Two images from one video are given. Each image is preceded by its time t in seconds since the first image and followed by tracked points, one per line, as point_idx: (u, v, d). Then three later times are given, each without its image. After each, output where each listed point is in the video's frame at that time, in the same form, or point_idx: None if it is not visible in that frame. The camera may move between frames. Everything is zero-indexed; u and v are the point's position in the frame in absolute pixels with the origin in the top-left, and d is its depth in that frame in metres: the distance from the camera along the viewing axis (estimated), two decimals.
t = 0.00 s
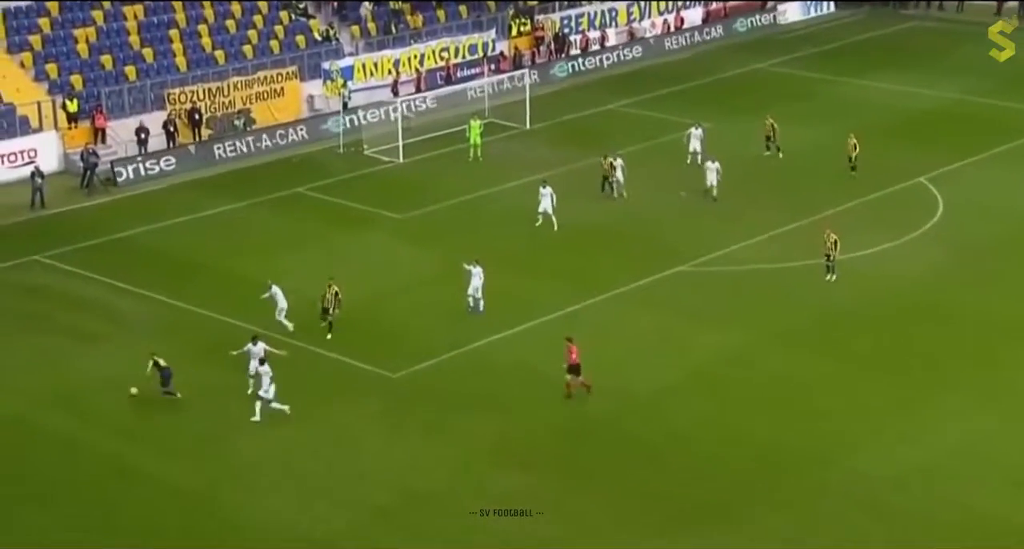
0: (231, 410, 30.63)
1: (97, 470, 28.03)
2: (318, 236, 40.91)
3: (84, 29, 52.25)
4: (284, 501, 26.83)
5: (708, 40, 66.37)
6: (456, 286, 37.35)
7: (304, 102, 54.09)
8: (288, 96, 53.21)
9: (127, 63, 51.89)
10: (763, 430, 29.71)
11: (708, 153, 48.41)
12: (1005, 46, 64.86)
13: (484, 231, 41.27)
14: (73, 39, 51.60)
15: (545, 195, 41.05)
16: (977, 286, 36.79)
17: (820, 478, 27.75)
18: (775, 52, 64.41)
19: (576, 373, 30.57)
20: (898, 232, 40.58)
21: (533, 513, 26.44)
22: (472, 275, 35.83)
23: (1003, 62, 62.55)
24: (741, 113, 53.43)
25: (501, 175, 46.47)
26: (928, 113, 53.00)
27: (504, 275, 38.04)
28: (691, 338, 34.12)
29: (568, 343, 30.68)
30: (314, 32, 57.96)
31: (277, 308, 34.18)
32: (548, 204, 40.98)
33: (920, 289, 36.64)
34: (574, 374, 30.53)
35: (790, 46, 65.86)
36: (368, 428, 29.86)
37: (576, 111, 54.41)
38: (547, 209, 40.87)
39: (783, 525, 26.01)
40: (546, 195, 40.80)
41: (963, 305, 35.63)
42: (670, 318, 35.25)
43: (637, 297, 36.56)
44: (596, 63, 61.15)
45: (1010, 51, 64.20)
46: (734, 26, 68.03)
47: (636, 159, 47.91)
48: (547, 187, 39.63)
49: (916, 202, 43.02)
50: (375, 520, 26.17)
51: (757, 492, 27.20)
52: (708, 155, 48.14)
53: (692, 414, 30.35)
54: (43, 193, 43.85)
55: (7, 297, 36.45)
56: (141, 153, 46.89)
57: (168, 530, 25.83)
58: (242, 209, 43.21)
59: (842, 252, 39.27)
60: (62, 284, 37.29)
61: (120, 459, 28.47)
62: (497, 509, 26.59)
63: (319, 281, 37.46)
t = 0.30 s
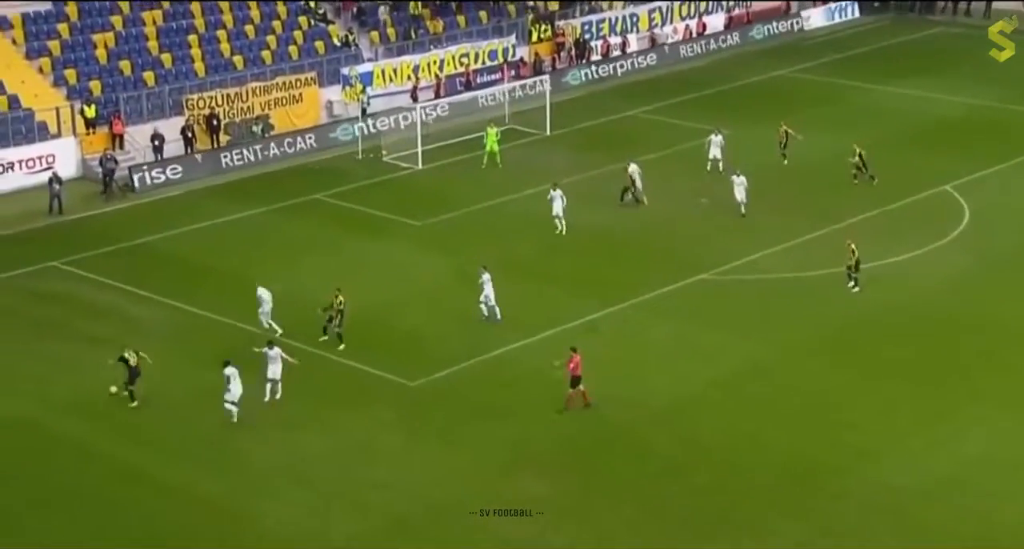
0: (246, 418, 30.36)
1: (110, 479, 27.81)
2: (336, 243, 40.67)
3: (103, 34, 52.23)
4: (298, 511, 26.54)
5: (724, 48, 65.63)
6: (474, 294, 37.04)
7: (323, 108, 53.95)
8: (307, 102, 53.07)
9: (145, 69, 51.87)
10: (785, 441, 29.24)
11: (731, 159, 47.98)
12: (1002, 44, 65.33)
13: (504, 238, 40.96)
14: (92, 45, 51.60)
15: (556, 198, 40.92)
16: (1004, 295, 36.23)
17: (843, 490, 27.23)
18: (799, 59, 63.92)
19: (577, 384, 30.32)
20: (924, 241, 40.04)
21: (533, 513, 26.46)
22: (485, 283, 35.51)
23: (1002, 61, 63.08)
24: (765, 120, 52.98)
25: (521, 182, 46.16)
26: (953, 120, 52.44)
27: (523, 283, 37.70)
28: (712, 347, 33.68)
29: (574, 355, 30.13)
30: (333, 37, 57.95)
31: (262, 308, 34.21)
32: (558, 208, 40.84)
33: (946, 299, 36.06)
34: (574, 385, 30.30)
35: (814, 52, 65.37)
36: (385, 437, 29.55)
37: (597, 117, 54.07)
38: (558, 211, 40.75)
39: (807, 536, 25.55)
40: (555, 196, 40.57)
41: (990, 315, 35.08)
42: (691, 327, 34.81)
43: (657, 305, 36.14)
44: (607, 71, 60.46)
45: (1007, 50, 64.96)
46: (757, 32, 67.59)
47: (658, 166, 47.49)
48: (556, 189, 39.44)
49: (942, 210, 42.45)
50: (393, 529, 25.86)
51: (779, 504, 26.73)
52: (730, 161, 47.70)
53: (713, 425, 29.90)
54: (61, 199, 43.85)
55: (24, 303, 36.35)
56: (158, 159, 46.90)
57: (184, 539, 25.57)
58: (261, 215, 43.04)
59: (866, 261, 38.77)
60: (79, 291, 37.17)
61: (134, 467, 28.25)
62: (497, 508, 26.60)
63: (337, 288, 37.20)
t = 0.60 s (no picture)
0: (264, 422, 30.37)
1: (127, 482, 27.87)
2: (354, 248, 40.70)
3: (123, 39, 52.44)
4: (315, 516, 26.51)
5: (739, 53, 65.28)
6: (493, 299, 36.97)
7: (341, 113, 54.01)
8: (326, 106, 53.15)
9: (165, 73, 52.04)
10: (802, 447, 29.09)
11: (751, 165, 47.79)
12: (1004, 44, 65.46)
13: (523, 244, 40.89)
14: (112, 49, 51.81)
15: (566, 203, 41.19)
16: None
17: (861, 497, 27.07)
18: (820, 64, 63.65)
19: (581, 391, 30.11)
20: (945, 247, 39.79)
21: (533, 513, 26.61)
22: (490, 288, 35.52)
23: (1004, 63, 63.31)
24: (785, 125, 52.76)
25: (540, 187, 46.10)
26: (976, 126, 52.12)
27: (542, 289, 37.60)
28: (729, 353, 33.54)
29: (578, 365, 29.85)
30: (352, 42, 57.81)
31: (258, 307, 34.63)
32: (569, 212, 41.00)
33: (967, 307, 35.79)
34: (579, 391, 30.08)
35: (835, 57, 65.09)
36: (402, 441, 29.52)
37: (616, 122, 53.96)
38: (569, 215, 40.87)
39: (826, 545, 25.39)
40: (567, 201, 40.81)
41: (1012, 323, 34.82)
42: (710, 334, 34.65)
43: (675, 311, 36.01)
44: (622, 76, 60.25)
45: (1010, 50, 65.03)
46: (777, 37, 67.36)
47: (677, 171, 47.38)
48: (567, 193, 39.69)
49: (963, 217, 42.19)
50: (410, 535, 25.83)
51: (797, 511, 26.58)
52: (750, 167, 47.51)
53: (730, 431, 29.76)
54: (81, 203, 44.02)
55: (43, 307, 36.49)
56: (176, 164, 47.08)
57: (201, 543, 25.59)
58: (280, 220, 43.10)
59: (887, 267, 38.55)
60: (98, 294, 37.29)
61: (151, 470, 28.32)
62: (497, 509, 26.74)
63: (356, 294, 37.19)
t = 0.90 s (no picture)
0: (294, 429, 30.44)
1: (159, 488, 27.97)
2: (386, 255, 40.78)
3: (157, 46, 52.76)
4: (347, 524, 26.53)
5: (767, 62, 65.00)
6: (523, 307, 36.95)
7: (373, 120, 54.17)
8: (357, 114, 53.30)
9: (198, 80, 52.35)
10: (836, 459, 28.86)
11: (783, 173, 47.60)
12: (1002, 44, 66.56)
13: (553, 251, 40.86)
14: (145, 56, 52.12)
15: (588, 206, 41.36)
16: None
17: (896, 510, 26.82)
18: (853, 72, 63.35)
19: (592, 399, 30.06)
20: (980, 257, 39.49)
21: (532, 513, 26.88)
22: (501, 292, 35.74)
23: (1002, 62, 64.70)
24: (818, 134, 52.53)
25: (572, 195, 46.07)
26: (1011, 135, 51.74)
27: (572, 296, 37.56)
28: (762, 363, 33.33)
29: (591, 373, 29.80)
30: (383, 49, 58.08)
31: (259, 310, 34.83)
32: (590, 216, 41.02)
33: (1003, 318, 35.45)
34: (590, 401, 30.05)
35: (868, 65, 64.77)
36: (433, 450, 29.51)
37: (648, 130, 53.89)
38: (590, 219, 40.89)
39: None
40: (585, 203, 41.12)
41: None
42: (741, 344, 34.46)
43: (706, 321, 35.85)
44: (648, 85, 59.97)
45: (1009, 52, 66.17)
46: (809, 45, 67.15)
47: (709, 179, 47.26)
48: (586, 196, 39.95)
49: (998, 226, 41.87)
50: (442, 543, 25.81)
51: (831, 523, 26.37)
52: (783, 176, 47.31)
53: (763, 443, 29.56)
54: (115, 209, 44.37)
55: (77, 314, 36.70)
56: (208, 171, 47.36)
57: None
58: (312, 227, 43.26)
59: (921, 277, 38.26)
60: (131, 301, 37.49)
61: (183, 478, 28.40)
62: (497, 508, 27.02)
63: (387, 302, 37.26)
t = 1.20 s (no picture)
0: (311, 431, 30.53)
1: (178, 490, 28.11)
2: (405, 258, 40.88)
3: (177, 49, 53.02)
4: (365, 526, 26.61)
5: (781, 69, 64.62)
6: (541, 311, 36.97)
7: (391, 124, 54.30)
8: (376, 117, 53.42)
9: (218, 83, 52.58)
10: (855, 464, 28.76)
11: (803, 178, 47.47)
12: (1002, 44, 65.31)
13: (571, 255, 40.86)
14: (166, 59, 52.40)
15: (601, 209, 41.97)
16: None
17: (916, 515, 26.73)
18: (873, 76, 63.09)
19: (598, 404, 30.04)
20: (1001, 262, 39.29)
21: (533, 512, 27.05)
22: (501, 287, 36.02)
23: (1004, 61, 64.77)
24: (838, 138, 52.37)
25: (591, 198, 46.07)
26: None
27: (590, 300, 37.55)
28: (781, 368, 33.24)
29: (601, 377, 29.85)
30: (403, 53, 58.15)
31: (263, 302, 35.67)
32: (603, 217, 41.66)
33: None
34: (596, 405, 30.02)
35: (888, 69, 64.49)
36: (451, 453, 29.56)
37: (666, 133, 53.87)
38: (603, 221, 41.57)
39: None
40: (601, 204, 41.52)
41: None
42: (759, 348, 34.37)
43: (723, 326, 35.77)
44: (662, 90, 59.68)
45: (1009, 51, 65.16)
46: (829, 49, 66.94)
47: (729, 183, 47.18)
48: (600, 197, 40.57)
49: (1019, 232, 41.66)
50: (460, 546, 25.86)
51: (850, 528, 26.31)
52: (802, 180, 47.19)
53: (781, 448, 29.48)
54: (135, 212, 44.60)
55: (97, 316, 36.91)
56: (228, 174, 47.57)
57: None
58: (331, 230, 43.40)
59: (941, 282, 38.09)
60: (152, 303, 37.69)
61: (202, 479, 28.52)
62: (497, 508, 27.20)
63: (406, 306, 37.32)
